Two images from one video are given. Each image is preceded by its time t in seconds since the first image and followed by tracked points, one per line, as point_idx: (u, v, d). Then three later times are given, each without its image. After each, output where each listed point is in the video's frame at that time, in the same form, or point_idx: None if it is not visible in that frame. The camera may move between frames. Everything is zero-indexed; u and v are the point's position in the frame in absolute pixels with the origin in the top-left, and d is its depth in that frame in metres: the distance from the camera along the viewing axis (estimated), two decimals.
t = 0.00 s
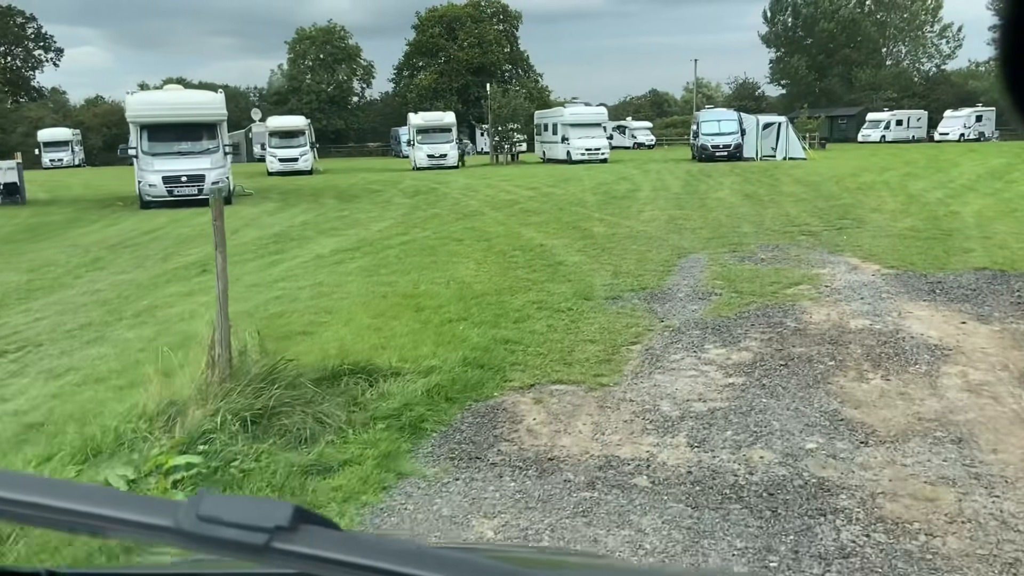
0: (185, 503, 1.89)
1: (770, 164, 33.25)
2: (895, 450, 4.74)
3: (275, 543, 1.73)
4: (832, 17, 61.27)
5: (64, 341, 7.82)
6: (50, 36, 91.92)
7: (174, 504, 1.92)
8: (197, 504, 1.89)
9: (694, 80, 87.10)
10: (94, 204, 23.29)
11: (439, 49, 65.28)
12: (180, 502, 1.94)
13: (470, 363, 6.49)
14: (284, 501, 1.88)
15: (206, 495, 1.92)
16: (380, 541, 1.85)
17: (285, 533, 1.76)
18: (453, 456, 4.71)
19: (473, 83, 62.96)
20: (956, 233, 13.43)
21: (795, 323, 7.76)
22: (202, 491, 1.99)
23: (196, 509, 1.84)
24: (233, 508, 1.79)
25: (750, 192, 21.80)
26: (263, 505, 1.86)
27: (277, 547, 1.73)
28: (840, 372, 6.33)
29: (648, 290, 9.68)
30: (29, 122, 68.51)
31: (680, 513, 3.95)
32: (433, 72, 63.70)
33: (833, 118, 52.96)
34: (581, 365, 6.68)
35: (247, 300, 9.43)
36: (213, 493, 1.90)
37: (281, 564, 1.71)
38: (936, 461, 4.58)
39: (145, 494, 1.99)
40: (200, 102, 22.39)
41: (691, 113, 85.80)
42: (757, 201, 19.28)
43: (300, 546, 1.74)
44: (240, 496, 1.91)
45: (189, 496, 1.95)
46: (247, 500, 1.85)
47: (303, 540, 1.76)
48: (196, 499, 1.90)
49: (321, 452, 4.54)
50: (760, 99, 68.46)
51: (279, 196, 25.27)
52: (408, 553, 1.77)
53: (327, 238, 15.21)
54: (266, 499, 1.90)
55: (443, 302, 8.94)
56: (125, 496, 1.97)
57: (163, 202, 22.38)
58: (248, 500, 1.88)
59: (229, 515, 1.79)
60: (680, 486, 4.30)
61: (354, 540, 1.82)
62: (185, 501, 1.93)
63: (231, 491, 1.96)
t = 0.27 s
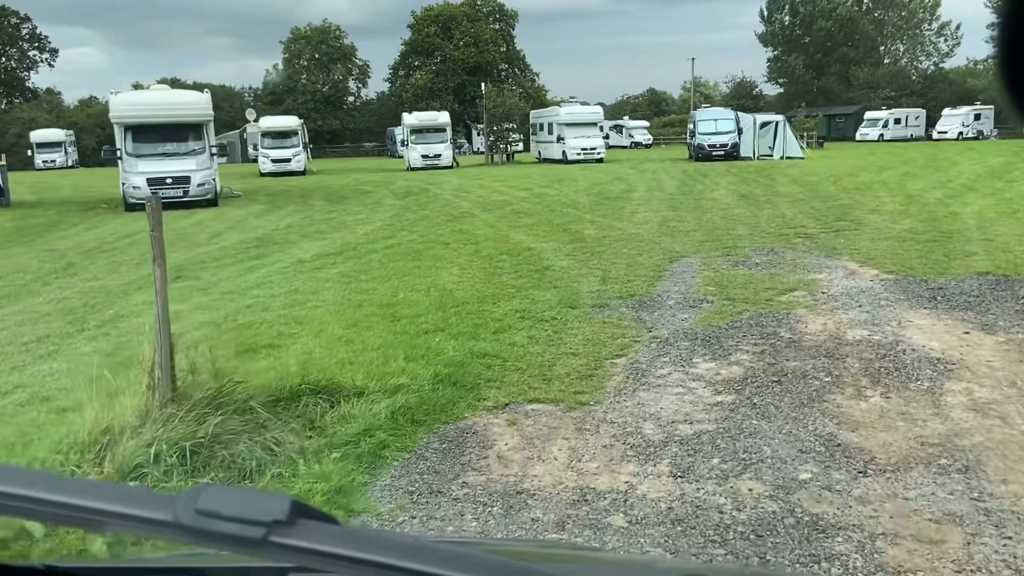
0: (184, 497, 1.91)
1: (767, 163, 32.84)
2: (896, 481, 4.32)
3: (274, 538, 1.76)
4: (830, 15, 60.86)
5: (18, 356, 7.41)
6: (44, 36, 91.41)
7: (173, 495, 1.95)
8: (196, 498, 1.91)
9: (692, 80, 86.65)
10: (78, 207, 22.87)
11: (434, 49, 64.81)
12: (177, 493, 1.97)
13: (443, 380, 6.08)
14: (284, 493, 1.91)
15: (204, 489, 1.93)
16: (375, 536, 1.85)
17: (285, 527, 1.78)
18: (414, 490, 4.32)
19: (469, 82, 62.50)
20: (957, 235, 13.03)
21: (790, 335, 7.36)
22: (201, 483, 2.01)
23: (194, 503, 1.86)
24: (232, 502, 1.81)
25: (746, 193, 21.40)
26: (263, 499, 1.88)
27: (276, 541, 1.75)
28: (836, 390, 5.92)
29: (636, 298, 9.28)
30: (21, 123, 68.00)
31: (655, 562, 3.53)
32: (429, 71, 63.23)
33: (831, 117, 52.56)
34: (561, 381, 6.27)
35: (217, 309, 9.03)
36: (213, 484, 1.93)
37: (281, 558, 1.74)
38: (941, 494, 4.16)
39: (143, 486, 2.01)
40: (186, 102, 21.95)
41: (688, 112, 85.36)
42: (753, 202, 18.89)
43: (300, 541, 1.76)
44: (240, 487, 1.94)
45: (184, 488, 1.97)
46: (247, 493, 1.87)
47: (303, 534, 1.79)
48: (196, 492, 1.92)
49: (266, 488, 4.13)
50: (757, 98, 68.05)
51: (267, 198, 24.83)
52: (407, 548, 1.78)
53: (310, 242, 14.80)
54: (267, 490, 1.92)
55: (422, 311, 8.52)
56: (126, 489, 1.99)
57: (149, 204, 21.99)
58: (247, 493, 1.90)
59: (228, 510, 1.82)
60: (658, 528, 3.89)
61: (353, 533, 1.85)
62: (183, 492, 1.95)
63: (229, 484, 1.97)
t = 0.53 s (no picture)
0: (189, 512, 2.10)
1: (766, 161, 32.40)
2: (905, 512, 3.91)
3: (277, 551, 1.94)
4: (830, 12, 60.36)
5: None
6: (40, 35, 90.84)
7: (180, 512, 2.13)
8: (201, 512, 2.10)
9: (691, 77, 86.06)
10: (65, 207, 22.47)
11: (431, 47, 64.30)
12: (181, 509, 2.16)
13: (417, 394, 5.68)
14: (282, 508, 2.09)
15: (207, 504, 2.13)
16: (366, 545, 2.06)
17: (286, 541, 1.97)
18: (375, 523, 3.93)
19: (466, 80, 61.97)
20: (961, 235, 12.61)
21: (789, 344, 6.93)
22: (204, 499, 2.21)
23: (199, 518, 2.04)
24: (235, 517, 1.99)
25: (744, 191, 20.98)
26: (263, 514, 2.06)
27: (279, 554, 1.94)
28: (837, 405, 5.51)
29: (627, 302, 8.89)
30: (15, 122, 67.43)
31: None
32: (425, 69, 62.72)
33: (831, 114, 52.09)
34: (543, 395, 5.86)
35: (189, 315, 8.63)
36: (216, 501, 2.12)
37: (283, 569, 1.92)
38: (955, 528, 3.75)
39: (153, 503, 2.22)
40: (172, 100, 21.49)
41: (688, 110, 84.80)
42: (751, 201, 18.47)
43: (303, 554, 1.95)
44: (241, 503, 2.12)
45: (190, 505, 2.17)
46: (246, 508, 2.05)
47: (303, 547, 1.97)
48: (199, 508, 2.10)
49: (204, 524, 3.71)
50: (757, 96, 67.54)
51: (258, 197, 24.42)
52: (400, 558, 1.98)
53: (296, 243, 14.40)
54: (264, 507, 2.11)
55: (402, 317, 8.13)
56: (138, 509, 2.18)
57: (135, 205, 21.60)
58: (247, 508, 2.08)
59: (231, 525, 2.00)
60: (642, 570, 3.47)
61: (348, 544, 2.04)
62: (188, 509, 2.13)
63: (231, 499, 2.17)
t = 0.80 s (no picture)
0: (190, 516, 1.93)
1: (765, 160, 32.04)
2: (915, 549, 3.55)
3: (278, 555, 1.78)
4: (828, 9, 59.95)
5: None
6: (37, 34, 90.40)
7: (181, 516, 1.96)
8: (202, 516, 1.93)
9: (689, 75, 85.73)
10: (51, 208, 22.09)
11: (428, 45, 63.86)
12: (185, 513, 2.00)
13: (390, 411, 5.31)
14: (289, 512, 1.91)
15: (210, 505, 1.97)
16: (382, 549, 1.89)
17: (290, 544, 1.80)
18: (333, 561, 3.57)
19: (463, 78, 61.54)
20: (964, 236, 12.27)
21: (786, 355, 6.58)
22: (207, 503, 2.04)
23: (200, 521, 1.88)
24: (238, 520, 1.82)
25: (743, 191, 20.61)
26: (267, 516, 1.89)
27: (281, 558, 1.77)
28: (838, 422, 5.15)
29: (618, 307, 8.54)
30: (10, 122, 66.96)
31: None
32: (422, 68, 62.28)
33: (830, 112, 51.69)
34: (525, 411, 5.49)
35: (161, 322, 8.27)
36: (217, 503, 1.94)
37: None
38: (969, 569, 3.39)
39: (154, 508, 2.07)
40: (160, 98, 21.08)
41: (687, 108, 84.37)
42: (749, 200, 18.11)
43: (307, 558, 1.77)
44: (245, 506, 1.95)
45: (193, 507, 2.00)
46: (248, 510, 1.88)
47: (307, 551, 1.80)
48: (200, 511, 1.94)
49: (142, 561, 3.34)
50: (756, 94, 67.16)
51: (248, 197, 24.04)
52: (419, 562, 1.81)
53: (282, 245, 14.05)
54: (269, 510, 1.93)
55: (382, 325, 7.77)
56: (138, 513, 2.03)
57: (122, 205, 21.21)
58: (250, 510, 1.91)
59: (233, 528, 1.83)
60: None
61: (359, 551, 1.86)
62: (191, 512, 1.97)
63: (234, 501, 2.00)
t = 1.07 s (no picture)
0: (189, 510, 2.24)
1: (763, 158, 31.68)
2: None
3: (272, 545, 2.07)
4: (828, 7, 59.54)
5: None
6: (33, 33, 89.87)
7: (180, 510, 2.27)
8: (200, 509, 2.25)
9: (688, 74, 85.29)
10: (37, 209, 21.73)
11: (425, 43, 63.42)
12: (182, 508, 2.31)
13: (355, 430, 4.97)
14: (277, 507, 2.23)
15: (204, 502, 2.28)
16: (359, 540, 2.21)
17: (281, 535, 2.11)
18: None
19: (460, 77, 61.12)
20: (965, 237, 11.94)
21: (780, 366, 6.21)
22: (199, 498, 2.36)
23: (198, 514, 2.19)
24: (233, 514, 2.13)
25: (740, 190, 20.27)
26: (259, 511, 2.20)
27: (275, 549, 2.07)
28: (833, 441, 4.82)
29: (605, 313, 8.20)
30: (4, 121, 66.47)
31: None
32: (419, 66, 61.84)
33: (829, 110, 51.31)
34: (500, 428, 5.15)
35: (128, 330, 7.93)
36: (214, 498, 2.27)
37: (277, 563, 2.05)
38: None
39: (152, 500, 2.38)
40: (147, 97, 20.69)
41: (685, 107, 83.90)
42: (745, 200, 17.78)
43: (297, 549, 2.08)
44: (238, 501, 2.26)
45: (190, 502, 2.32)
46: (242, 505, 2.19)
47: (297, 542, 2.11)
48: (198, 505, 2.25)
49: None
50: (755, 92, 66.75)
51: (238, 198, 23.69)
52: (393, 551, 2.14)
53: (266, 247, 13.72)
54: (261, 505, 2.24)
55: (358, 333, 7.44)
56: (141, 506, 2.34)
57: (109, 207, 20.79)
58: (244, 505, 2.23)
59: (230, 521, 2.14)
60: None
61: (341, 542, 2.18)
62: (189, 506, 2.28)
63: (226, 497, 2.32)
